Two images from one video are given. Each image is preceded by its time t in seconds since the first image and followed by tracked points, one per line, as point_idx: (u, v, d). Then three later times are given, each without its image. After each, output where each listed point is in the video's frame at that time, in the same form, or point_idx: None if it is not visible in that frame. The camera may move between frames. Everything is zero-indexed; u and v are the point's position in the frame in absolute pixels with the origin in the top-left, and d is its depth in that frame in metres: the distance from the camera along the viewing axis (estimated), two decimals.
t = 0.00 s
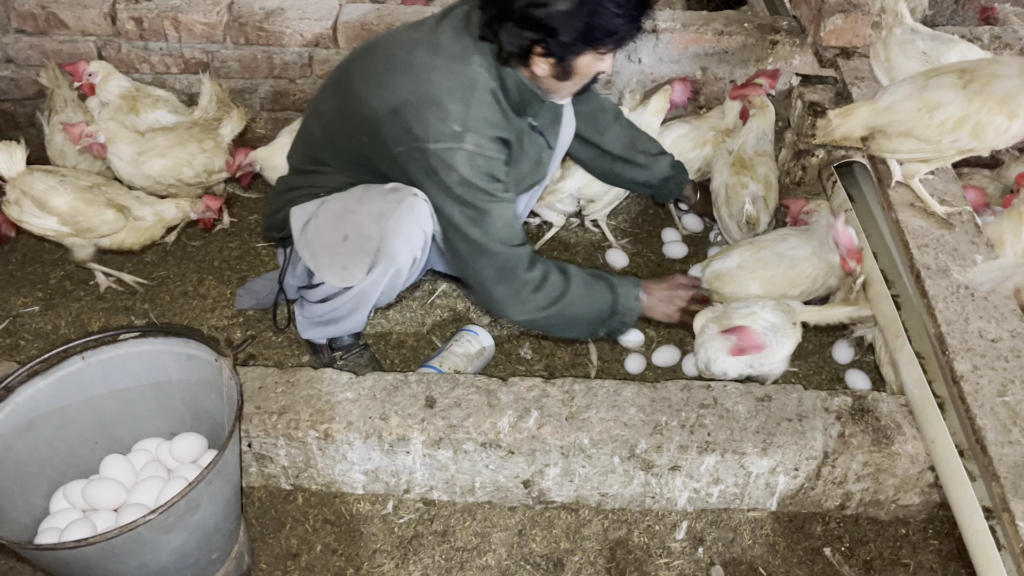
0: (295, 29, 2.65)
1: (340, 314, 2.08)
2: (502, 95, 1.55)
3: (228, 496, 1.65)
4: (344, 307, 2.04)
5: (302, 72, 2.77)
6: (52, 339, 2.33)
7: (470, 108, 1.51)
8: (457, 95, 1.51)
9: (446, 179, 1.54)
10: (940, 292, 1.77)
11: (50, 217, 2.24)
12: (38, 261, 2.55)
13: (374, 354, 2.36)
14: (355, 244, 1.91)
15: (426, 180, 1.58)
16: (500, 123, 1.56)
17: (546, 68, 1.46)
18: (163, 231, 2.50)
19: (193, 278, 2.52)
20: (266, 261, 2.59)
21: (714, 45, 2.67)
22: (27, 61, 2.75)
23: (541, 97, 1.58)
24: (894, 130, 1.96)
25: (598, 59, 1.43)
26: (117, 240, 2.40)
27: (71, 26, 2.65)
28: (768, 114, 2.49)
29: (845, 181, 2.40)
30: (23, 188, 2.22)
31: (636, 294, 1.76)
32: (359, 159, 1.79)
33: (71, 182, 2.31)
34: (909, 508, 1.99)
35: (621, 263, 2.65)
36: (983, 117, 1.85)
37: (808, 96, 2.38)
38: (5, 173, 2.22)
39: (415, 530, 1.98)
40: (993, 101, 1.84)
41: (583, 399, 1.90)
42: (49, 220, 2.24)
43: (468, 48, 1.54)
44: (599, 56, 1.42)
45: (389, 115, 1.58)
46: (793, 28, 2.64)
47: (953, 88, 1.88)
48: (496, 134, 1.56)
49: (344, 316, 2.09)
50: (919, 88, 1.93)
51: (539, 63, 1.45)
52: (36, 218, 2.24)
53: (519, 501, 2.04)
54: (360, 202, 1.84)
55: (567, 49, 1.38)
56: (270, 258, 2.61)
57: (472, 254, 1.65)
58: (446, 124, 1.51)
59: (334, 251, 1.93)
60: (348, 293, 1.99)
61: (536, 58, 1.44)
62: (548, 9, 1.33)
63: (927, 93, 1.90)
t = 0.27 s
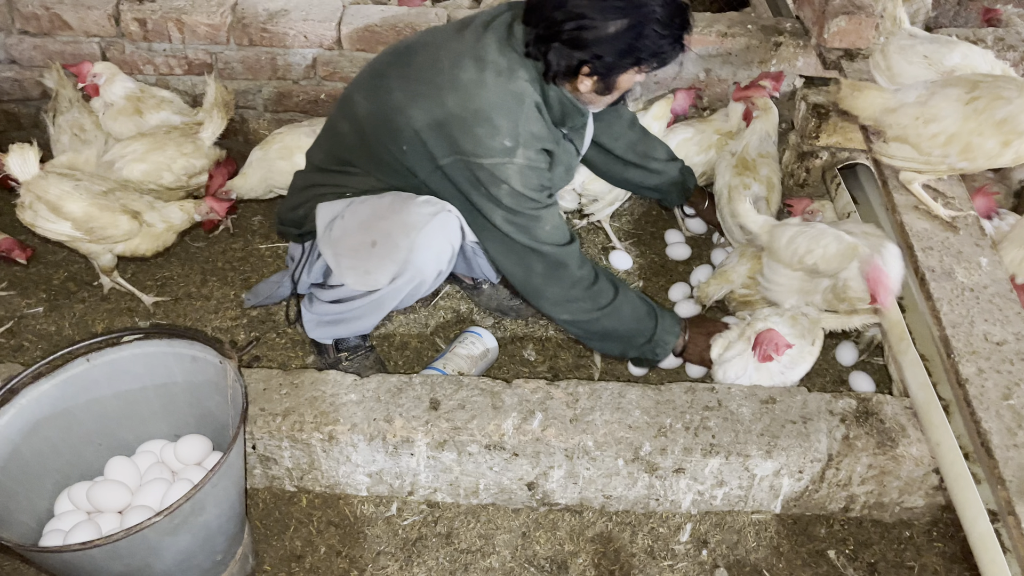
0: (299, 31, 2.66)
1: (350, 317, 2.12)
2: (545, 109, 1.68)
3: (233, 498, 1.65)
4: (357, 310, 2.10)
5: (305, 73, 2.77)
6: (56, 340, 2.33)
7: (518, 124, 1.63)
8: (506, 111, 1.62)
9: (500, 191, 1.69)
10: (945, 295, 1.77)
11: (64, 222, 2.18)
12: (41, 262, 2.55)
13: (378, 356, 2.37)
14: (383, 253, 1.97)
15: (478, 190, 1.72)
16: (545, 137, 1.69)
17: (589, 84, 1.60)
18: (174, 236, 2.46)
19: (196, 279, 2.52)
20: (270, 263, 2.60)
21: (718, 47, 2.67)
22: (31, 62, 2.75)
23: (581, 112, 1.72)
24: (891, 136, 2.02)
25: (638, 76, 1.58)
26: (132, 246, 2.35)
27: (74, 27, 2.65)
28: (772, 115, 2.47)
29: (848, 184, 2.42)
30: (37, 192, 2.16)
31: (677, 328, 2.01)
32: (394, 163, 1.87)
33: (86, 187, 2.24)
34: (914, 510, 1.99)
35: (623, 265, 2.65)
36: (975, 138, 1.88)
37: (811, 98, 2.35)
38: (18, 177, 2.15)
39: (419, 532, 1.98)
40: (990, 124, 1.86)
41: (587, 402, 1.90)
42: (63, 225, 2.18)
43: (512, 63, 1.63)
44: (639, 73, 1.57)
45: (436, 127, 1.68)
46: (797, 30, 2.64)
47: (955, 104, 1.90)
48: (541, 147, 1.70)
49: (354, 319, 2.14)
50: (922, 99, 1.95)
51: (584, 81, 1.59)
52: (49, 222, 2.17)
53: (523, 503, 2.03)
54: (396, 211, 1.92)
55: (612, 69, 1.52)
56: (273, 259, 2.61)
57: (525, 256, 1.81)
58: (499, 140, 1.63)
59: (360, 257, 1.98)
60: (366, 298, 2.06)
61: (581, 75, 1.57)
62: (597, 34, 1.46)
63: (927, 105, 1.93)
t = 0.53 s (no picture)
0: (304, 32, 2.65)
1: (361, 319, 2.14)
2: (562, 114, 1.67)
3: (240, 500, 1.64)
4: (368, 312, 2.11)
5: (310, 74, 2.77)
6: (62, 342, 2.33)
7: (534, 129, 1.63)
8: (523, 116, 1.62)
9: (516, 196, 1.68)
10: (954, 297, 1.76)
11: (72, 225, 2.16)
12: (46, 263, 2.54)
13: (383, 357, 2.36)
14: (399, 256, 1.96)
15: (494, 194, 1.72)
16: (562, 142, 1.69)
17: (598, 88, 1.59)
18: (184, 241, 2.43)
19: (201, 281, 2.52)
20: (275, 264, 2.60)
21: (724, 47, 2.66)
22: (35, 63, 2.74)
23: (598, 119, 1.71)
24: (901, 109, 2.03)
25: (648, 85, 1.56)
26: (140, 250, 2.34)
27: (79, 27, 2.65)
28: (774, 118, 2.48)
29: (855, 184, 2.38)
30: (45, 195, 2.13)
31: (694, 321, 2.02)
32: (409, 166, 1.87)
33: (94, 189, 2.21)
34: (922, 513, 1.98)
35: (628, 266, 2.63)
36: (983, 112, 1.89)
37: (818, 99, 2.37)
38: (26, 179, 2.14)
39: (425, 534, 1.98)
40: (996, 101, 1.88)
41: (594, 404, 1.90)
42: (71, 228, 2.16)
43: (529, 68, 1.63)
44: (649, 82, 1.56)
45: (452, 131, 1.68)
46: (803, 31, 2.64)
47: (968, 77, 1.92)
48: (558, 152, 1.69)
49: (364, 321, 2.15)
50: (937, 73, 1.99)
51: (594, 84, 1.58)
52: (56, 225, 2.16)
53: (529, 506, 2.03)
54: (414, 214, 1.92)
55: (622, 73, 1.51)
56: (278, 260, 2.61)
57: (543, 259, 1.81)
58: (515, 145, 1.63)
59: (374, 259, 1.98)
60: (379, 299, 2.07)
61: (591, 78, 1.56)
62: (609, 36, 1.46)
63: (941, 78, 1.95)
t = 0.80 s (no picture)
0: (312, 33, 2.65)
1: (369, 319, 2.13)
2: (565, 120, 1.66)
3: (253, 504, 1.64)
4: (376, 312, 2.11)
5: (318, 75, 2.76)
6: (71, 344, 2.32)
7: (536, 135, 1.63)
8: (526, 121, 1.61)
9: (514, 202, 1.68)
10: (969, 300, 1.75)
11: (83, 229, 2.16)
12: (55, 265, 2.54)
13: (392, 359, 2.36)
14: (407, 258, 1.94)
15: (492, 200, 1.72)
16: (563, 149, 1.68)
17: (604, 94, 1.57)
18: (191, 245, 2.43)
19: (209, 283, 2.52)
20: (283, 265, 2.59)
21: (733, 49, 2.66)
22: (43, 64, 2.74)
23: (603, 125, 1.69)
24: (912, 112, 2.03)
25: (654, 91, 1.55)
26: (151, 253, 2.34)
27: (87, 29, 2.64)
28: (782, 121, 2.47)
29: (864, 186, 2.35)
30: (56, 200, 2.13)
31: (686, 320, 2.02)
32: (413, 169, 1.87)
33: (105, 194, 2.21)
34: (934, 517, 1.98)
35: (636, 267, 2.62)
36: (987, 120, 1.87)
37: (828, 101, 2.38)
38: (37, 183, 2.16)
39: (436, 537, 1.97)
40: (1003, 109, 1.86)
41: (606, 408, 1.89)
42: (84, 232, 2.17)
43: (534, 72, 1.62)
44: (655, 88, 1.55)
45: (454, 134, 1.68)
46: (812, 32, 2.63)
47: (978, 84, 1.92)
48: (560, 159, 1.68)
49: (372, 322, 2.14)
50: (951, 77, 1.99)
51: (599, 90, 1.56)
52: (68, 229, 2.16)
53: (540, 509, 2.02)
54: (420, 215, 1.88)
55: (628, 80, 1.49)
56: (286, 262, 2.60)
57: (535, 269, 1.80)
58: (515, 151, 1.63)
59: (381, 261, 1.96)
60: (388, 300, 2.06)
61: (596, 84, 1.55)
62: (615, 43, 1.45)
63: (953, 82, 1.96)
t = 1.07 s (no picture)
0: (321, 34, 2.64)
1: (375, 322, 2.12)
2: (556, 119, 1.67)
3: (268, 510, 1.63)
4: (383, 314, 2.09)
5: (328, 76, 2.75)
6: (81, 347, 2.31)
7: (527, 135, 1.63)
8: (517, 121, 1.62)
9: (502, 203, 1.69)
10: (987, 304, 1.74)
11: (101, 233, 2.16)
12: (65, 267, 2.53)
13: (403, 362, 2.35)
14: (405, 255, 1.92)
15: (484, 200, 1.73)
16: (555, 149, 1.68)
17: (598, 94, 1.57)
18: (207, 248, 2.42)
19: (219, 285, 2.51)
20: (294, 267, 2.58)
21: (744, 50, 2.65)
22: (51, 66, 2.73)
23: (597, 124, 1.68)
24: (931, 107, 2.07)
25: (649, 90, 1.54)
26: (166, 256, 2.33)
27: (96, 30, 2.63)
28: (788, 125, 2.44)
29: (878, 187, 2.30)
30: (72, 204, 2.13)
31: (677, 320, 2.00)
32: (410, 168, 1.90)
33: (120, 197, 2.22)
34: (949, 521, 1.97)
35: (645, 270, 2.63)
36: (1004, 119, 1.94)
37: (842, 102, 2.36)
38: (52, 188, 2.15)
39: (450, 542, 1.96)
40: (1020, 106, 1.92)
41: (621, 412, 1.88)
42: (100, 236, 2.17)
43: (527, 72, 1.63)
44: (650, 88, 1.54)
45: (446, 134, 1.69)
46: (824, 33, 2.62)
47: (996, 84, 1.99)
48: (552, 160, 1.68)
49: (381, 324, 2.13)
50: (969, 77, 2.06)
51: (592, 90, 1.56)
52: (85, 233, 2.16)
53: (554, 513, 2.02)
54: (416, 211, 1.86)
55: (623, 81, 1.49)
56: (295, 264, 2.59)
57: (527, 272, 1.81)
58: (505, 151, 1.63)
59: (382, 259, 1.94)
60: (391, 300, 2.04)
61: (589, 85, 1.55)
62: (608, 44, 1.44)
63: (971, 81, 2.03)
